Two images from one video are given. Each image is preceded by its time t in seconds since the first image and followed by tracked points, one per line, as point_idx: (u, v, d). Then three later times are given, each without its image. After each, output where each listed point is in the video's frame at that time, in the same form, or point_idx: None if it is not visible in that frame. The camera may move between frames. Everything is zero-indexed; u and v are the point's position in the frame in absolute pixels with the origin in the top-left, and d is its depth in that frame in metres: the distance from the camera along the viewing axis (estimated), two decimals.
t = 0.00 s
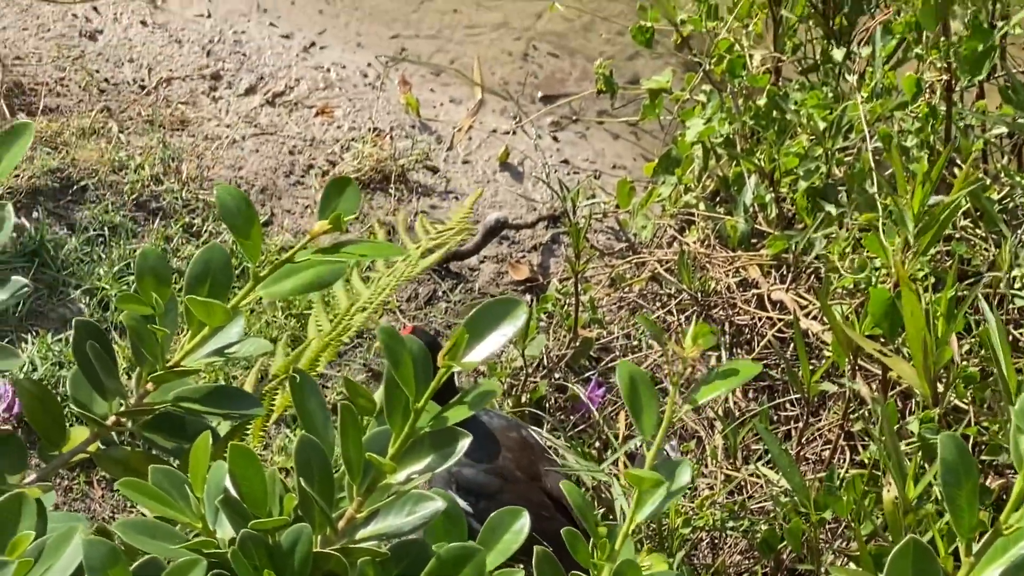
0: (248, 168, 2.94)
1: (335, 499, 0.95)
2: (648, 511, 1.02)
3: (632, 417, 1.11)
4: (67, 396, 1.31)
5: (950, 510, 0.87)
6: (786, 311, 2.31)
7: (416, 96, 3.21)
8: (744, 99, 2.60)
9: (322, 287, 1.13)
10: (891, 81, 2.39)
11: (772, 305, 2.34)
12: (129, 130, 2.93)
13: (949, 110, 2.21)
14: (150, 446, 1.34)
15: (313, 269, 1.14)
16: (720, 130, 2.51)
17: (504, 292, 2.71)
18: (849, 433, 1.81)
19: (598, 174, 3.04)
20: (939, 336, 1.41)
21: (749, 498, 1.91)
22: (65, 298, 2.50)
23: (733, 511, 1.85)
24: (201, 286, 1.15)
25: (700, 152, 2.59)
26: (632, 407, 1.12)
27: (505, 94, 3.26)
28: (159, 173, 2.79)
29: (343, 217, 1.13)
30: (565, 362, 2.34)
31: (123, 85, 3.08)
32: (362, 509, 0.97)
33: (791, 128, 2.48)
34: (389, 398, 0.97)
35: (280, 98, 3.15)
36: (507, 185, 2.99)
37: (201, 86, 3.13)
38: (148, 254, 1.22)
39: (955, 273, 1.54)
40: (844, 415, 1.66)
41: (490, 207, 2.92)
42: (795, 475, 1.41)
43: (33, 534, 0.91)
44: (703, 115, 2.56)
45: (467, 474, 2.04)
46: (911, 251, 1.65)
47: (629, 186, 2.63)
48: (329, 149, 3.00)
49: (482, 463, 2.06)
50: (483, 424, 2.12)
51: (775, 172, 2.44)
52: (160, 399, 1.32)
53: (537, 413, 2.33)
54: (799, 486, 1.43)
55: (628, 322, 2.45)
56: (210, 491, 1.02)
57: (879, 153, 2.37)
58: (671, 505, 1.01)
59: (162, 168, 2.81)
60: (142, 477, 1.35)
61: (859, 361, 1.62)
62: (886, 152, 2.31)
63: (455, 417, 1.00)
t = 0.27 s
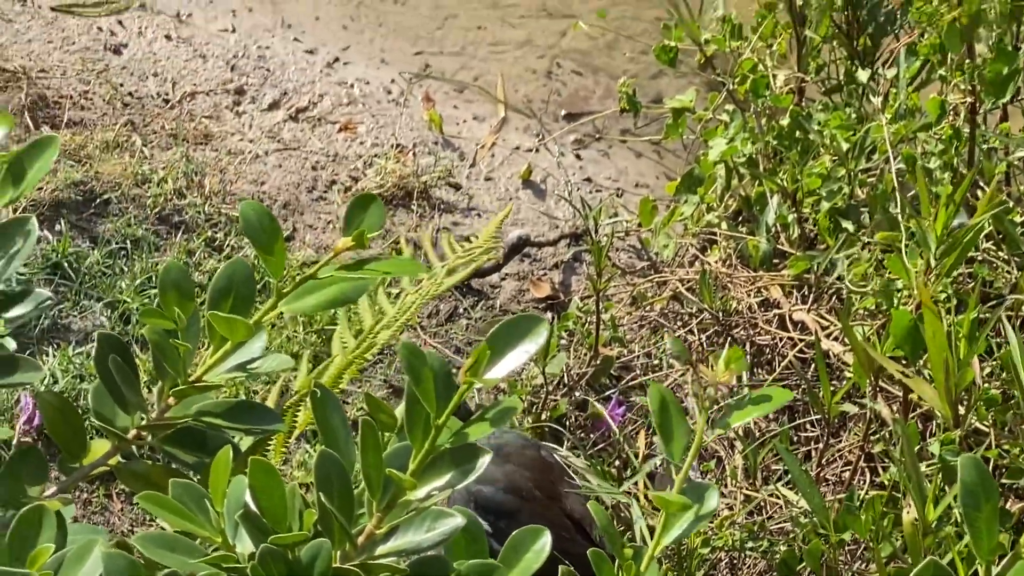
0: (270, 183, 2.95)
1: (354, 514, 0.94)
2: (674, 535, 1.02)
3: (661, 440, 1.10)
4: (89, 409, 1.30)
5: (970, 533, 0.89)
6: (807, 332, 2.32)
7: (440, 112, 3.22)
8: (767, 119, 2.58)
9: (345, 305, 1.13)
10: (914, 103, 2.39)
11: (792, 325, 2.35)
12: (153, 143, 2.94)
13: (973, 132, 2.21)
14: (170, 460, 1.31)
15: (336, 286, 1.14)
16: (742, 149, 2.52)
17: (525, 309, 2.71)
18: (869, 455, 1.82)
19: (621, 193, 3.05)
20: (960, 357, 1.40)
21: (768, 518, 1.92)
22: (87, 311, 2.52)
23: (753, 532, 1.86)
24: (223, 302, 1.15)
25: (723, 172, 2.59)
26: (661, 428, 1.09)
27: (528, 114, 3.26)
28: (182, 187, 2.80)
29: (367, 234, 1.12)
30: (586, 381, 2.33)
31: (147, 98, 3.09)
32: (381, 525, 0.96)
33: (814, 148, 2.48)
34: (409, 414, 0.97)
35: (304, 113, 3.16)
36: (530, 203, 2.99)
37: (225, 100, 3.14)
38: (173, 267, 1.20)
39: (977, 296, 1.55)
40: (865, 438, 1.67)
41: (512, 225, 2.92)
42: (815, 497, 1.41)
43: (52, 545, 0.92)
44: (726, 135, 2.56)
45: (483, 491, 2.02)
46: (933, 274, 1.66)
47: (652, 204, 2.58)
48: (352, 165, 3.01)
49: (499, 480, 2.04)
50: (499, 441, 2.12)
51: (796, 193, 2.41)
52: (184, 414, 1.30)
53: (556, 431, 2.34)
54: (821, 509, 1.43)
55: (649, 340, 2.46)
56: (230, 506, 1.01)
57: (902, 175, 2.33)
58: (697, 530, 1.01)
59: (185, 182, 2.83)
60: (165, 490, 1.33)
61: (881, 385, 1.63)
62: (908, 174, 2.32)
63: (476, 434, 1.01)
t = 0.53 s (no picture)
0: (311, 208, 2.98)
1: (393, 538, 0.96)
2: (706, 560, 1.03)
3: (692, 466, 1.12)
4: (128, 427, 1.29)
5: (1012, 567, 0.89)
6: (845, 365, 2.36)
7: (482, 140, 3.25)
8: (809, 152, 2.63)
9: (385, 328, 1.18)
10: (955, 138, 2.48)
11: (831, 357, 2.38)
12: (197, 166, 2.98)
13: (1014, 171, 2.27)
14: (209, 481, 1.31)
15: (377, 310, 1.19)
16: (783, 182, 2.55)
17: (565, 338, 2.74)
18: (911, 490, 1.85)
19: (662, 223, 3.08)
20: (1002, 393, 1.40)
21: (806, 551, 1.96)
22: (128, 332, 2.56)
23: (790, 564, 1.91)
24: (265, 325, 1.22)
25: (763, 204, 2.63)
26: (691, 459, 1.12)
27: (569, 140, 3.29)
28: (225, 210, 2.83)
29: (407, 259, 1.14)
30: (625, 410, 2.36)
31: (190, 121, 3.13)
32: (419, 550, 0.97)
33: (855, 181, 2.52)
34: (449, 440, 0.99)
35: (347, 138, 3.19)
36: (571, 232, 3.02)
37: (269, 125, 3.17)
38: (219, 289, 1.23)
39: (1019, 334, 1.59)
40: (903, 473, 1.70)
41: (552, 253, 2.95)
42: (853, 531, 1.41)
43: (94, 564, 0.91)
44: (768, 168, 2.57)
45: (515, 516, 2.05)
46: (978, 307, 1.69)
47: (692, 236, 2.66)
48: (393, 191, 3.04)
49: (531, 505, 2.07)
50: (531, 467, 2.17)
51: (839, 226, 2.46)
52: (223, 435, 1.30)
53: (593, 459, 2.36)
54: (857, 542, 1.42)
55: (687, 370, 2.50)
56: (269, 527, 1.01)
57: (944, 209, 2.41)
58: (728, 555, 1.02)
59: (228, 205, 2.86)
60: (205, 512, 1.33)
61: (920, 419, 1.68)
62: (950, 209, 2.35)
63: (512, 461, 1.04)
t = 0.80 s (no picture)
0: (360, 234, 2.99)
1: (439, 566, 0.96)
2: None
3: (745, 502, 1.11)
4: (179, 453, 1.28)
5: None
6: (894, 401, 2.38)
7: (530, 169, 3.27)
8: (858, 185, 2.72)
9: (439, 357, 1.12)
10: (1006, 174, 2.50)
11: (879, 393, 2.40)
12: (246, 191, 2.98)
13: None
14: (258, 506, 1.29)
15: (430, 338, 1.14)
16: (831, 217, 2.62)
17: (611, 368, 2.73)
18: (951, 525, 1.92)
19: (708, 256, 3.12)
20: None
21: None
22: (176, 355, 2.55)
23: None
24: (316, 353, 1.19)
25: (812, 238, 2.67)
26: (745, 495, 1.11)
27: (615, 171, 3.33)
28: (274, 235, 2.83)
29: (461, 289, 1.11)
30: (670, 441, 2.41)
31: (241, 146, 3.14)
32: None
33: (902, 218, 2.57)
34: (499, 469, 0.97)
35: (395, 165, 3.20)
36: (617, 262, 3.03)
37: (318, 150, 3.19)
38: (267, 314, 1.18)
39: None
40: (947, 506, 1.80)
41: (599, 282, 2.96)
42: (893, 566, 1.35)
43: None
44: (816, 200, 2.68)
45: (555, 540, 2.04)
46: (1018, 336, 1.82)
47: (739, 268, 2.65)
48: (441, 219, 3.05)
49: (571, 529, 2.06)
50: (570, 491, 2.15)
51: (886, 260, 2.48)
52: (272, 461, 1.28)
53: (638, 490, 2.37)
54: None
55: (733, 403, 2.53)
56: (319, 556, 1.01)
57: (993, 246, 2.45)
58: None
59: (276, 230, 2.86)
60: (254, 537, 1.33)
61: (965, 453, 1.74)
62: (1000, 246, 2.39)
63: (562, 491, 1.03)
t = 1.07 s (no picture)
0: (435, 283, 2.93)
1: None
2: None
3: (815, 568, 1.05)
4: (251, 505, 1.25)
5: None
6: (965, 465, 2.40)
7: (605, 219, 3.23)
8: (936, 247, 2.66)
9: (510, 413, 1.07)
10: None
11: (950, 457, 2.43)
12: (322, 236, 2.94)
13: None
14: (326, 554, 1.25)
15: (503, 393, 1.09)
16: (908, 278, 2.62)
17: (683, 426, 2.67)
18: None
19: (783, 313, 3.05)
20: None
21: None
22: (247, 400, 2.51)
23: None
24: (387, 407, 1.13)
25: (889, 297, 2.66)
26: (816, 560, 1.05)
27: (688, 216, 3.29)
28: (349, 281, 2.79)
29: (536, 349, 1.05)
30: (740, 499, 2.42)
31: (318, 190, 3.10)
32: None
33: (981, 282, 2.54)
34: (571, 527, 0.97)
35: (471, 214, 3.15)
36: (691, 317, 2.97)
37: (394, 197, 3.14)
38: (338, 366, 1.13)
39: None
40: None
41: (671, 337, 2.90)
42: None
43: None
44: (890, 260, 2.61)
45: None
46: None
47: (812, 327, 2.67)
48: (516, 269, 2.99)
49: None
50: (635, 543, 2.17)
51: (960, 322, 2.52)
52: (345, 508, 1.21)
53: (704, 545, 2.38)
54: None
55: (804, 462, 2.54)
56: None
57: None
58: None
59: (350, 276, 2.82)
60: None
61: None
62: None
63: (633, 552, 1.03)
